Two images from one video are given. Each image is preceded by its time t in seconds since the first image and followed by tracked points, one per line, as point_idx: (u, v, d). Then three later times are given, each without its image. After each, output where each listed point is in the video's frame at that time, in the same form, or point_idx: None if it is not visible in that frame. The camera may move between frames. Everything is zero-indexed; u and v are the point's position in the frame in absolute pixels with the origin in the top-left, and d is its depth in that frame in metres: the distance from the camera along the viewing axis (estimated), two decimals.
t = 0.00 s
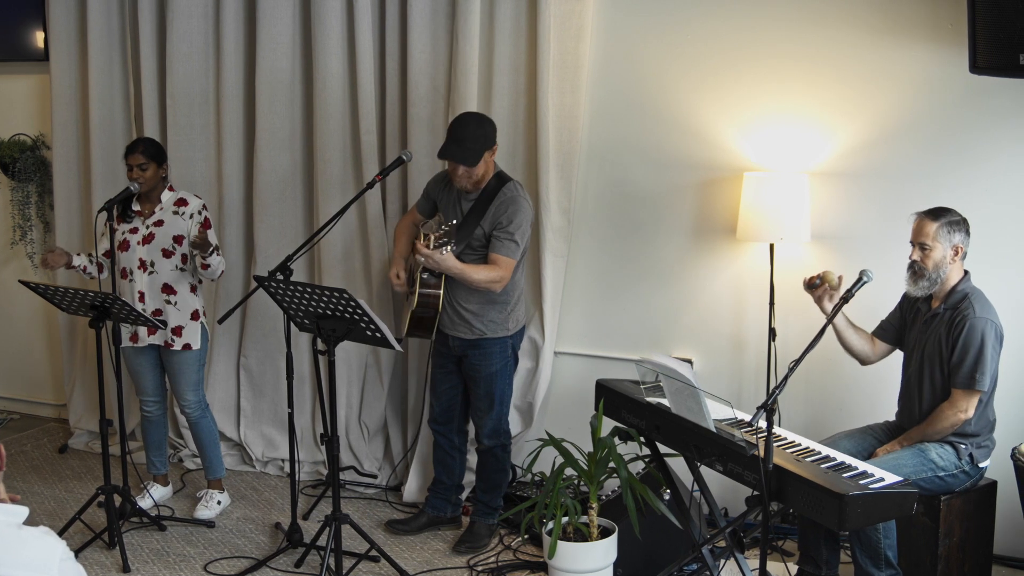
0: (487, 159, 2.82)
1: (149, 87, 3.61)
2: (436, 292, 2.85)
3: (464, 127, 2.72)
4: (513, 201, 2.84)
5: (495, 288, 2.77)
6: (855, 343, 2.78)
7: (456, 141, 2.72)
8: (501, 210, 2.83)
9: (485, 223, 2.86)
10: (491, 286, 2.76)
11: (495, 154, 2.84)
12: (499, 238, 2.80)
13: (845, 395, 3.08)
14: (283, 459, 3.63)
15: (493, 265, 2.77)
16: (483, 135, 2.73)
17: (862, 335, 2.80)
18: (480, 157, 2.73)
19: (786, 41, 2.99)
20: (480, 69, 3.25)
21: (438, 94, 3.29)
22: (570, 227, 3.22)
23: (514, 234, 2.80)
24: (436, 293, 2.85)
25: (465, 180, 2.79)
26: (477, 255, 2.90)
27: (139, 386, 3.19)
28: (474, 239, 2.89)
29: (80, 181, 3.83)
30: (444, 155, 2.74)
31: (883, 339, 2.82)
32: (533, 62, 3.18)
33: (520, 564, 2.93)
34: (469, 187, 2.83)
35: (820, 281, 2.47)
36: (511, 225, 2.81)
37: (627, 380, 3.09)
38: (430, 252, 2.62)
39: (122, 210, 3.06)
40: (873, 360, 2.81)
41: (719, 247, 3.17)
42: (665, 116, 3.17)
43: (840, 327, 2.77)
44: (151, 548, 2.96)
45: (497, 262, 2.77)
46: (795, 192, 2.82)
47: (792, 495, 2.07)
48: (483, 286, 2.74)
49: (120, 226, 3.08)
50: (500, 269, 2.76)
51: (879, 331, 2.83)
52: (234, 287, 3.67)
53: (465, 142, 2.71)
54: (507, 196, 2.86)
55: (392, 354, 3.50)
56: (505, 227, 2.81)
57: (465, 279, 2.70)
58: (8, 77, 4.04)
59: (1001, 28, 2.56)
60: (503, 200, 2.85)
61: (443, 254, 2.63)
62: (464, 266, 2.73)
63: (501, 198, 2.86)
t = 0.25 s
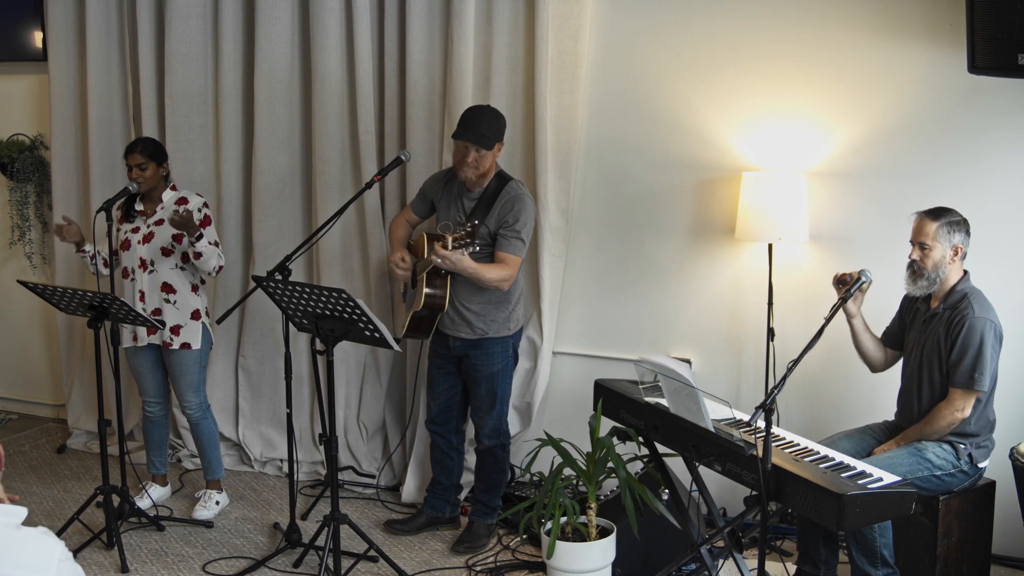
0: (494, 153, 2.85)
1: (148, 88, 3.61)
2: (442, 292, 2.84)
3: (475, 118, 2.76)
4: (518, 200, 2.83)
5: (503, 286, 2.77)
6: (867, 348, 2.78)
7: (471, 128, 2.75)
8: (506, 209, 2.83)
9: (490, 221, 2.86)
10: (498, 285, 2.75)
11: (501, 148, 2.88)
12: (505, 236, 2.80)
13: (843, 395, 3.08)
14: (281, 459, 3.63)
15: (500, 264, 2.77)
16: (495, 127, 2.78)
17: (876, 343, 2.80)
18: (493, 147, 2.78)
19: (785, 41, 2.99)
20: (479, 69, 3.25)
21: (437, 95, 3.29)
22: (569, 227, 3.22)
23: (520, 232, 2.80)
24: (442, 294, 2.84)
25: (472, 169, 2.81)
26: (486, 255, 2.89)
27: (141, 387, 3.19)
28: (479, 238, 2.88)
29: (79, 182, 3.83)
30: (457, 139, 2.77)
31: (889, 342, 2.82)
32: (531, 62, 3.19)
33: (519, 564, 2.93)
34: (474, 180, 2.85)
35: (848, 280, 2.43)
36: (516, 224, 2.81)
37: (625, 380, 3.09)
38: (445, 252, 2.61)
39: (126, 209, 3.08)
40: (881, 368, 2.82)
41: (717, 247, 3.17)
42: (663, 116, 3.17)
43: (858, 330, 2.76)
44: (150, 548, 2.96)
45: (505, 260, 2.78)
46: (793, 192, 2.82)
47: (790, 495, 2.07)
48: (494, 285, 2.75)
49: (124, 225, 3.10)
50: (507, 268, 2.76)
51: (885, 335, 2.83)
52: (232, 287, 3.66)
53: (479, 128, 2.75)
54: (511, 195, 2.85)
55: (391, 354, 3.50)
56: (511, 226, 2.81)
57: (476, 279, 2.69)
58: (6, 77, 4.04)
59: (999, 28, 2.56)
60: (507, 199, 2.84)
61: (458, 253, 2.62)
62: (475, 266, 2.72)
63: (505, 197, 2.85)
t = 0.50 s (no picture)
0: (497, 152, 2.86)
1: (145, 87, 3.61)
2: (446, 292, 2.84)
3: (480, 115, 2.77)
4: (520, 201, 2.83)
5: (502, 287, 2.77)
6: (863, 344, 2.79)
7: (475, 124, 2.76)
8: (509, 210, 2.83)
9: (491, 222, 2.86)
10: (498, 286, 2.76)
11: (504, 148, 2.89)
12: (506, 237, 2.81)
13: (841, 395, 3.08)
14: (280, 459, 3.63)
15: (500, 265, 2.77)
16: (498, 126, 2.79)
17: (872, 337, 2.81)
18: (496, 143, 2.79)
19: (783, 41, 2.99)
20: (477, 69, 3.25)
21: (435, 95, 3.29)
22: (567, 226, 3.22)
23: (521, 233, 2.81)
24: (443, 294, 2.84)
25: (476, 168, 2.81)
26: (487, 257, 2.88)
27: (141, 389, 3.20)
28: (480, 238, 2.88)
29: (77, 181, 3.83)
30: (462, 135, 2.78)
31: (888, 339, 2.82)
32: (529, 62, 3.18)
33: (517, 564, 2.92)
34: (478, 179, 2.84)
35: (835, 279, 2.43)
36: (518, 225, 2.81)
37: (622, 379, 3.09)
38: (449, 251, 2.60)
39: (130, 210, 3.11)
40: (878, 362, 2.82)
41: (716, 247, 3.17)
42: (661, 116, 3.17)
43: (851, 326, 2.78)
44: (148, 549, 2.95)
45: (504, 261, 2.78)
46: (791, 192, 2.82)
47: (788, 495, 2.07)
48: (493, 287, 2.74)
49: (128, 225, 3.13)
50: (506, 269, 2.77)
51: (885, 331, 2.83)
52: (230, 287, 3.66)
53: (484, 126, 2.75)
54: (514, 196, 2.85)
55: (389, 354, 3.50)
56: (513, 227, 2.81)
57: (476, 280, 2.69)
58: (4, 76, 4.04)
59: (997, 28, 2.56)
60: (511, 200, 2.84)
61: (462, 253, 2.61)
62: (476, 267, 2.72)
63: (507, 198, 2.85)
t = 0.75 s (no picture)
0: (498, 153, 2.85)
1: (145, 87, 3.61)
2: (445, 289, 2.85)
3: (480, 115, 2.77)
4: (518, 203, 2.83)
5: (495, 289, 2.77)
6: (866, 345, 2.81)
7: (474, 124, 2.76)
8: (508, 211, 2.82)
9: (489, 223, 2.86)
10: (492, 288, 2.75)
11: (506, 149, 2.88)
12: (503, 238, 2.80)
13: (841, 395, 3.08)
14: (280, 459, 3.63)
15: (494, 266, 2.76)
16: (498, 126, 2.79)
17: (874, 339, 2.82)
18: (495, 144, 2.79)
19: (783, 41, 2.99)
20: (477, 68, 3.25)
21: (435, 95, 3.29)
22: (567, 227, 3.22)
23: (517, 235, 2.80)
24: (443, 292, 2.85)
25: (476, 169, 2.81)
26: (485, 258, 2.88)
27: (141, 389, 3.20)
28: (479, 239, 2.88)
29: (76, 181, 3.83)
30: (461, 135, 2.78)
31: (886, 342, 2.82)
32: (529, 62, 3.18)
33: (517, 564, 2.92)
34: (478, 179, 2.85)
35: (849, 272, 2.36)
36: (515, 227, 2.80)
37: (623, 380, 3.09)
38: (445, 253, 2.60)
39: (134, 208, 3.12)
40: (876, 369, 2.84)
41: (716, 247, 3.17)
42: (661, 116, 3.17)
43: (857, 325, 2.79)
44: (148, 548, 2.95)
45: (498, 262, 2.77)
46: (791, 192, 2.82)
47: (788, 495, 2.07)
48: (486, 288, 2.74)
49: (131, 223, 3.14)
50: (501, 270, 2.76)
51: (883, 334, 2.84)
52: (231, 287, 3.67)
53: (482, 125, 2.76)
54: (513, 197, 2.85)
55: (389, 354, 3.50)
56: (509, 228, 2.81)
57: (469, 282, 2.68)
58: (4, 76, 4.04)
59: (997, 28, 2.56)
60: (510, 201, 2.84)
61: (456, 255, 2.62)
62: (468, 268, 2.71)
63: (507, 199, 2.85)
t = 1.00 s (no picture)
0: (498, 151, 2.86)
1: (146, 87, 3.61)
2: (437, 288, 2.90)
3: (481, 112, 2.78)
4: (514, 203, 2.83)
5: (481, 287, 2.75)
6: (852, 343, 2.77)
7: (473, 120, 2.77)
8: (503, 210, 2.82)
9: (485, 221, 2.87)
10: (478, 285, 2.74)
11: (506, 147, 2.89)
12: (496, 238, 2.79)
13: (841, 395, 3.08)
14: (280, 459, 3.63)
15: (485, 265, 2.76)
16: (497, 124, 2.80)
17: (860, 334, 2.79)
18: (492, 140, 2.79)
19: (783, 41, 2.99)
20: (477, 68, 3.24)
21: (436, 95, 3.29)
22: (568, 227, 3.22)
23: (510, 235, 2.79)
24: (437, 288, 2.90)
25: (473, 165, 2.82)
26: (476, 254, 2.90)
27: (140, 389, 3.20)
28: (474, 238, 2.88)
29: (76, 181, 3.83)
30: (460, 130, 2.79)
31: (882, 339, 2.81)
32: (530, 62, 3.19)
33: (517, 564, 2.92)
34: (476, 176, 2.86)
35: (817, 275, 2.50)
36: (508, 227, 2.79)
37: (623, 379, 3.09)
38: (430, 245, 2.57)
39: (135, 207, 3.13)
40: (870, 360, 2.80)
41: (716, 247, 3.17)
42: (662, 116, 3.17)
43: (838, 324, 2.77)
44: (148, 548, 2.95)
45: (489, 261, 2.76)
46: (791, 192, 2.82)
47: (788, 495, 2.07)
48: (472, 286, 2.73)
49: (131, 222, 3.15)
50: (490, 270, 2.75)
51: (878, 331, 2.82)
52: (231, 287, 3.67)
53: (481, 121, 2.77)
54: (510, 197, 2.85)
55: (389, 354, 3.50)
56: (503, 227, 2.80)
57: (454, 276, 2.68)
58: (4, 76, 4.04)
59: (997, 28, 2.56)
60: (507, 201, 2.84)
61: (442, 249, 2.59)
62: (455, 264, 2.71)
63: (504, 198, 2.85)
